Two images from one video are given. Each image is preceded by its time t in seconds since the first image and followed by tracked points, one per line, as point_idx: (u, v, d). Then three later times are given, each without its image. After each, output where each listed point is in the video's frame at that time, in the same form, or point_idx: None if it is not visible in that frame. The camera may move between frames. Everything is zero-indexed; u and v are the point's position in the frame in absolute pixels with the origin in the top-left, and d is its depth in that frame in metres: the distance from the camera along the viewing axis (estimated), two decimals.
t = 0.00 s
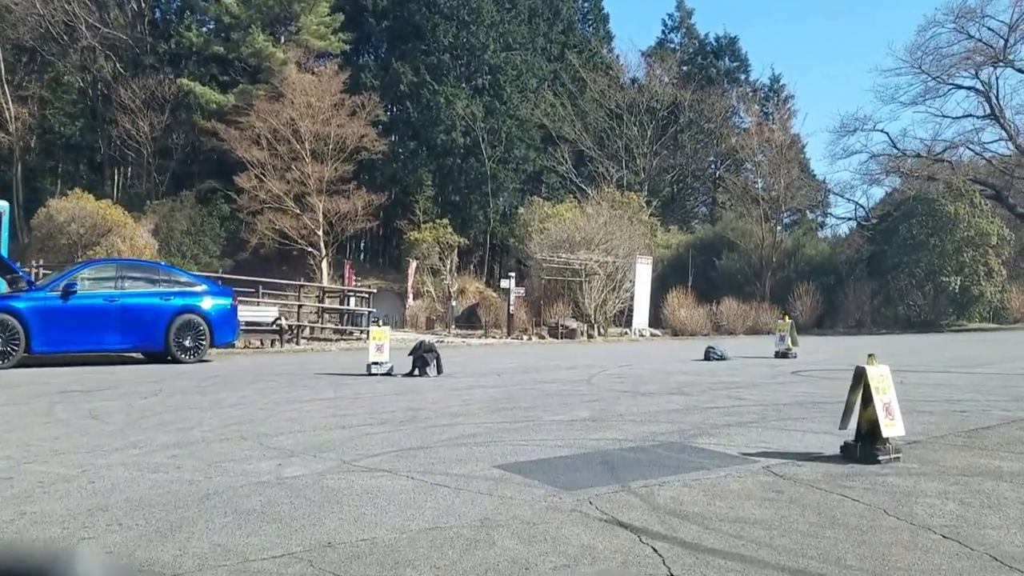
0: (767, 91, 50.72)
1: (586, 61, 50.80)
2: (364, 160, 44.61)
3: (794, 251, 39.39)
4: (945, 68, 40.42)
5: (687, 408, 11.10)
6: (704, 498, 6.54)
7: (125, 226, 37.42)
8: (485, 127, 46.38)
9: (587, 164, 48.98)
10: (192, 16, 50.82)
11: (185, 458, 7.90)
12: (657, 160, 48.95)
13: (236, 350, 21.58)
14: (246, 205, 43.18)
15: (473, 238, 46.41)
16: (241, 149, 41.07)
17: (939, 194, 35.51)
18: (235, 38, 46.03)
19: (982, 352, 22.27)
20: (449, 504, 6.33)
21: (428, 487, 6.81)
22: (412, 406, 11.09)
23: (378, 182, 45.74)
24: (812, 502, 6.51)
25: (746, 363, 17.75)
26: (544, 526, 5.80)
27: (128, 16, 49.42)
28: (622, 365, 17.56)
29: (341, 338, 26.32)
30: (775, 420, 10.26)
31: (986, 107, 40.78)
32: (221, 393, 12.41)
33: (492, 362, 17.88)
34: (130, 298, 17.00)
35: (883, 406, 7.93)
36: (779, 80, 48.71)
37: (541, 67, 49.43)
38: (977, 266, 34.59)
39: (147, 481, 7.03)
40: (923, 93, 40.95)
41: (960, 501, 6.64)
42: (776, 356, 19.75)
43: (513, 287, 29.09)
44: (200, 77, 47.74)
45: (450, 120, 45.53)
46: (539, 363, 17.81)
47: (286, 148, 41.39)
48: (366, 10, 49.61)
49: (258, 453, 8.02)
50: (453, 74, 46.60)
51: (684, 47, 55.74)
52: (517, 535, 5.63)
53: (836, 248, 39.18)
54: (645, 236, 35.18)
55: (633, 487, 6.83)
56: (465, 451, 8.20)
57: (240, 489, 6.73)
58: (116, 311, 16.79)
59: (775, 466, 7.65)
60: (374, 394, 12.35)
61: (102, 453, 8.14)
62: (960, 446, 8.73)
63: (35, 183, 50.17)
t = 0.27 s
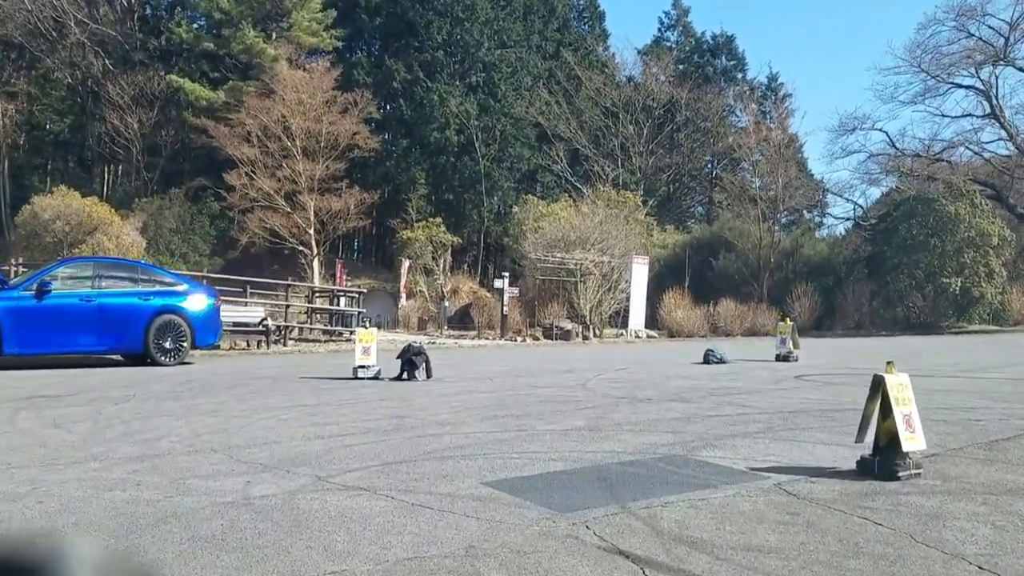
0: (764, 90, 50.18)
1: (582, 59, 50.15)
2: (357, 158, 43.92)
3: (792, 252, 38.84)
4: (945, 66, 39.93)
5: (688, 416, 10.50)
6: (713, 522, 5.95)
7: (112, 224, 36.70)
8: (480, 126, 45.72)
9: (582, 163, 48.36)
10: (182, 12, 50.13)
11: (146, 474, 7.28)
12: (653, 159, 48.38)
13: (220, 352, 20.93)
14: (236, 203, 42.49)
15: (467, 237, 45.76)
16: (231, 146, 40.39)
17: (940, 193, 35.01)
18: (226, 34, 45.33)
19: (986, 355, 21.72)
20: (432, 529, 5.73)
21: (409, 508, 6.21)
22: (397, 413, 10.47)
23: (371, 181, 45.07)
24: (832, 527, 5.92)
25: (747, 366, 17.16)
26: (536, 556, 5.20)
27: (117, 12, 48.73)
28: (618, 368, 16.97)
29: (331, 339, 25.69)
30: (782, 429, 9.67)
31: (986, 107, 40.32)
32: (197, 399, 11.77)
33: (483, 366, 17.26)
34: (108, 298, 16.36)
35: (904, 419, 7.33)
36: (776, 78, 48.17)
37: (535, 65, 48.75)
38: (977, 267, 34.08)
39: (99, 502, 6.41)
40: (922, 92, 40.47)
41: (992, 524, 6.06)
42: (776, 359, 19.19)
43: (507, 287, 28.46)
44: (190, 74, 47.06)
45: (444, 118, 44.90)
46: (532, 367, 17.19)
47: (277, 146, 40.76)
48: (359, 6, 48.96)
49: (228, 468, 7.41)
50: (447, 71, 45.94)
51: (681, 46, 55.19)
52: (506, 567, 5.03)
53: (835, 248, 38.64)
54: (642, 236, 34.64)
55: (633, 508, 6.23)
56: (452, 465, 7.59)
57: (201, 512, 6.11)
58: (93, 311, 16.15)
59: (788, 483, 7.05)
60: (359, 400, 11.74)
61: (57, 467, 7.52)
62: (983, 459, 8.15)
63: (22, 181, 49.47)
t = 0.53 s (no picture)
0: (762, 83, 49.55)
1: (577, 52, 49.42)
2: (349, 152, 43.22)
3: (791, 248, 38.26)
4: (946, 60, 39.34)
5: (694, 420, 9.89)
6: (732, 547, 5.33)
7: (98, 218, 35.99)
8: (474, 119, 44.99)
9: (578, 158, 47.64)
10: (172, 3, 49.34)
11: (105, 488, 6.65)
12: (650, 154, 47.74)
13: (205, 350, 20.25)
14: (225, 197, 41.77)
15: (461, 233, 45.08)
16: (220, 139, 39.65)
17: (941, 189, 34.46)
18: (215, 25, 44.56)
19: (994, 355, 21.14)
20: (418, 556, 5.10)
21: (393, 529, 5.59)
22: (385, 417, 9.84)
23: (363, 174, 44.34)
24: (864, 553, 5.31)
25: (750, 366, 16.56)
26: None
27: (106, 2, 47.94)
28: (618, 367, 16.34)
29: (320, 336, 25.03)
30: (795, 436, 9.06)
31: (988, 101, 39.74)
32: (174, 402, 11.13)
33: (475, 364, 16.64)
34: (85, 294, 15.67)
35: (935, 428, 6.78)
36: (775, 72, 47.52)
37: (530, 58, 47.97)
38: (980, 264, 33.53)
39: (49, 521, 5.78)
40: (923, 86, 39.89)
41: None
42: (779, 358, 18.60)
43: (502, 283, 27.79)
44: (180, 66, 46.30)
45: (438, 111, 44.19)
46: (527, 365, 16.57)
47: (267, 139, 40.08)
48: None
49: (196, 481, 6.78)
50: (440, 63, 45.19)
51: (678, 39, 54.50)
52: None
53: (834, 244, 38.06)
54: (639, 231, 34.10)
55: (642, 530, 5.62)
56: (442, 477, 6.97)
57: (160, 534, 5.48)
58: (70, 307, 15.47)
59: (809, 499, 6.47)
60: (345, 403, 11.10)
61: (9, 480, 6.89)
62: (1016, 471, 7.55)
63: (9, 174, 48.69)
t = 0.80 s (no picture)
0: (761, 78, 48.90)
1: (573, 46, 48.66)
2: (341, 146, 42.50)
3: (791, 244, 37.64)
4: (948, 53, 38.70)
5: (699, 425, 9.27)
6: None
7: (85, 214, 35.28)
8: (469, 114, 44.25)
9: (574, 153, 46.92)
10: None
11: (52, 506, 6.00)
12: (647, 149, 47.08)
13: (188, 349, 19.58)
14: (215, 192, 41.06)
15: (456, 229, 44.38)
16: (209, 134, 38.91)
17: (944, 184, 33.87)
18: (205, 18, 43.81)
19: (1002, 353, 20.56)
20: None
21: (367, 557, 4.94)
22: (368, 422, 9.21)
23: (356, 169, 43.59)
24: None
25: (754, 366, 15.93)
26: None
27: None
28: (616, 367, 15.70)
29: (310, 334, 24.36)
30: (808, 443, 8.43)
31: (990, 95, 39.14)
32: (146, 406, 10.48)
33: (468, 364, 16.01)
34: (59, 291, 14.98)
35: (968, 438, 6.17)
36: (773, 66, 46.85)
37: (526, 52, 47.13)
38: (983, 260, 32.96)
39: None
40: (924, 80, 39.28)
41: None
42: (783, 357, 17.99)
43: (496, 280, 27.12)
44: (170, 60, 45.54)
45: (432, 105, 43.46)
46: (522, 365, 15.94)
47: (258, 133, 39.39)
48: None
49: (153, 500, 6.13)
50: (434, 57, 44.44)
51: (675, 33, 53.80)
52: None
53: (835, 241, 37.45)
54: (636, 227, 33.49)
55: (649, 558, 4.97)
56: (426, 493, 6.32)
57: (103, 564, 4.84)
58: (43, 305, 14.77)
59: (831, 518, 5.86)
60: (327, 406, 10.45)
61: None
62: None
63: None
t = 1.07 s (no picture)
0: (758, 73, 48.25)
1: (568, 40, 47.94)
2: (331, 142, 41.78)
3: (789, 241, 37.05)
4: (948, 47, 38.09)
5: (706, 435, 8.61)
6: None
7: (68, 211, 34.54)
8: (462, 109, 43.52)
9: (569, 149, 46.21)
10: None
11: None
12: (643, 145, 46.39)
13: (169, 351, 18.88)
14: (203, 188, 40.32)
15: (448, 226, 43.68)
16: (197, 129, 38.15)
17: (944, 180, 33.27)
18: (193, 12, 43.04)
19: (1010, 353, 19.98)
20: None
21: None
22: (349, 433, 8.54)
23: (347, 166, 42.76)
24: None
25: (758, 368, 15.28)
26: None
27: None
28: (614, 370, 15.05)
29: (297, 335, 23.66)
30: (826, 455, 7.77)
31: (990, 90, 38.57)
32: (112, 415, 9.79)
33: (459, 367, 15.35)
34: (29, 291, 14.25)
35: (1013, 456, 5.49)
36: (770, 61, 46.20)
37: (519, 46, 46.42)
38: (984, 257, 32.40)
39: None
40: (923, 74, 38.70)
41: None
42: (785, 359, 17.37)
43: (489, 278, 26.41)
44: (157, 54, 44.76)
45: (424, 100, 42.74)
46: (516, 368, 15.27)
47: (247, 129, 38.66)
48: None
49: (99, 530, 5.46)
50: (427, 52, 43.70)
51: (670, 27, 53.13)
52: None
53: (834, 238, 36.86)
54: (633, 224, 32.88)
55: None
56: (407, 519, 5.65)
57: None
58: (12, 306, 14.04)
59: (862, 549, 5.21)
60: (306, 415, 9.76)
61: None
62: None
63: None
